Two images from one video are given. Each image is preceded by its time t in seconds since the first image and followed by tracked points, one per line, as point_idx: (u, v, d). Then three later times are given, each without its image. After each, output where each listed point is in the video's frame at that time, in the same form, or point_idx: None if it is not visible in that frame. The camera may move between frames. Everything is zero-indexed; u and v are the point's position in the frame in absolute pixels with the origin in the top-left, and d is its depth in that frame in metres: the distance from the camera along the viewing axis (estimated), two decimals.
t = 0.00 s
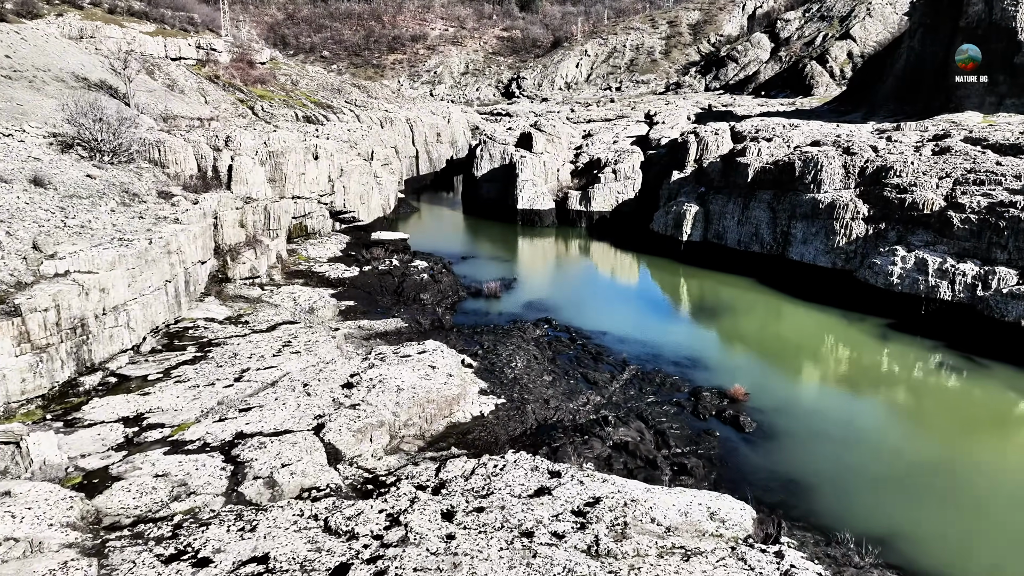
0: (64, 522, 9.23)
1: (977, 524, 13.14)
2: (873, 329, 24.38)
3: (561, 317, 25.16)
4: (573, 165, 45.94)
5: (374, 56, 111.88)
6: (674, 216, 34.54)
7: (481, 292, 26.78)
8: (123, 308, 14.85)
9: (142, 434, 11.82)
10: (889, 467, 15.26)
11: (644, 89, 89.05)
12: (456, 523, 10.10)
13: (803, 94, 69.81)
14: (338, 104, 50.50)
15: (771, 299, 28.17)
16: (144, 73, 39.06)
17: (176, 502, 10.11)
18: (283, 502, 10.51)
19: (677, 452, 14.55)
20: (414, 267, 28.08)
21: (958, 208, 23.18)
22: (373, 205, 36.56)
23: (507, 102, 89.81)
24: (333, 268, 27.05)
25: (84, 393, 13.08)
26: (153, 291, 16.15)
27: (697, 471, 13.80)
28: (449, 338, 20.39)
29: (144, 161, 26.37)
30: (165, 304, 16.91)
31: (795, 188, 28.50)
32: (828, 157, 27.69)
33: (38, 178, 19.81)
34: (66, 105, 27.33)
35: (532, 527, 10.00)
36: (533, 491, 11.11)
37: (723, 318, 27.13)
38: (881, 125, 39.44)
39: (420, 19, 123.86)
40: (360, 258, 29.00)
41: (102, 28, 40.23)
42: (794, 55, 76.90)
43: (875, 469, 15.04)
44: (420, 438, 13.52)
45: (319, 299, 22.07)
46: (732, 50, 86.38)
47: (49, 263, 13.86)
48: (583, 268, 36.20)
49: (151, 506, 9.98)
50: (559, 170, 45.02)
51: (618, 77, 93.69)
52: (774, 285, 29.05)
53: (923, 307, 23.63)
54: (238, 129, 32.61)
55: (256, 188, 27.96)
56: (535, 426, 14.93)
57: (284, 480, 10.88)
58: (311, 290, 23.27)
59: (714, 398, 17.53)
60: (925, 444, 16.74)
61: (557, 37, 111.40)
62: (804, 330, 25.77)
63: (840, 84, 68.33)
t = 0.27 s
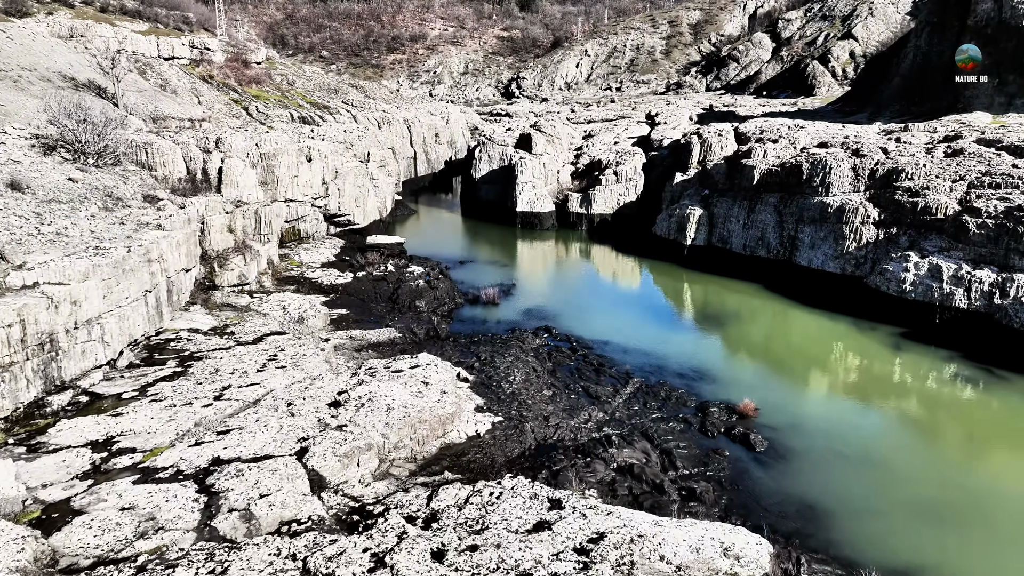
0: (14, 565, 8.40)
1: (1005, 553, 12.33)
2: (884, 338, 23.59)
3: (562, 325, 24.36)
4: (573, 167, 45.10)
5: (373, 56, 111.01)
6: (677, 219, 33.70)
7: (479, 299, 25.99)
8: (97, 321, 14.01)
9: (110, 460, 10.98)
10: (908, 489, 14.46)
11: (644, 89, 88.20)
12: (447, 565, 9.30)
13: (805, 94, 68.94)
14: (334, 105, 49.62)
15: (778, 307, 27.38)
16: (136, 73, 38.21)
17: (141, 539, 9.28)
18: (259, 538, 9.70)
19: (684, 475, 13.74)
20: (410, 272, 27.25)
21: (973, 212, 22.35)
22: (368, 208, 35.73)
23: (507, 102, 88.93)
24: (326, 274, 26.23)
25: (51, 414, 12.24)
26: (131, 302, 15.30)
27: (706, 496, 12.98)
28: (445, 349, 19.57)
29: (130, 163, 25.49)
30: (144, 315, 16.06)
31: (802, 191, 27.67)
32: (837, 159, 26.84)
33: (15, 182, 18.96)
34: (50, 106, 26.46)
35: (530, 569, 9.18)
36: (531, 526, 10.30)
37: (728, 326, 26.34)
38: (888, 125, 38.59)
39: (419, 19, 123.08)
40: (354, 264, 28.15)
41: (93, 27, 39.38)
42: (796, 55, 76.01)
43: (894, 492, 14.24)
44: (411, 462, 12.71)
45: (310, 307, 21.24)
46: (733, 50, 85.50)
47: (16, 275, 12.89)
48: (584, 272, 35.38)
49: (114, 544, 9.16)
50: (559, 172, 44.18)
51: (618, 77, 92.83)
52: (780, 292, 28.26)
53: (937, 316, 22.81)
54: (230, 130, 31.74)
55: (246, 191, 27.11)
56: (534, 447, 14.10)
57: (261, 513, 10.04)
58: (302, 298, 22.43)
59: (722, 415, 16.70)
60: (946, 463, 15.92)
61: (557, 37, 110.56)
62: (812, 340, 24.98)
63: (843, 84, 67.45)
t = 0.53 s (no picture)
0: None
1: None
2: (897, 346, 22.74)
3: (562, 333, 23.54)
4: (574, 168, 44.25)
5: (372, 56, 110.09)
6: (681, 222, 32.84)
7: (477, 305, 25.18)
8: (68, 336, 13.13)
9: (73, 491, 10.11)
10: (931, 511, 13.59)
11: (645, 89, 87.36)
12: None
13: (807, 95, 68.15)
14: (331, 105, 48.72)
15: (786, 312, 26.54)
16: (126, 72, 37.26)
17: None
18: None
19: (693, 501, 12.93)
20: (405, 278, 26.41)
21: (990, 217, 21.52)
22: (364, 211, 34.87)
23: (507, 102, 88.05)
24: (318, 280, 25.37)
25: (13, 438, 11.38)
26: (106, 314, 14.43)
27: (718, 524, 12.15)
28: (440, 360, 18.74)
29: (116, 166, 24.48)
30: (122, 327, 15.20)
31: (811, 194, 26.85)
32: (847, 161, 25.98)
33: None
34: (33, 106, 25.53)
35: None
36: (530, 567, 9.50)
37: (734, 332, 25.50)
38: (895, 126, 37.75)
39: (419, 19, 122.23)
40: (348, 269, 27.33)
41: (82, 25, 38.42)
42: (798, 55, 75.19)
43: (916, 515, 13.38)
44: (401, 488, 11.89)
45: (300, 316, 20.39)
46: (735, 50, 84.69)
47: None
48: (585, 276, 34.54)
49: None
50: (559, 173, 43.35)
51: (619, 77, 91.99)
52: (788, 298, 27.42)
53: (953, 324, 21.95)
54: (221, 131, 30.85)
55: (237, 195, 26.26)
56: (533, 470, 13.29)
57: (235, 552, 9.19)
58: (292, 306, 21.60)
59: (731, 432, 15.88)
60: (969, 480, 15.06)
61: (557, 37, 109.72)
62: (821, 347, 24.13)
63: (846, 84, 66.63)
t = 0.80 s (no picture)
0: None
1: None
2: (910, 356, 21.94)
3: (563, 341, 22.73)
4: (574, 170, 43.41)
5: (371, 56, 109.20)
6: (685, 226, 32.00)
7: (475, 313, 24.38)
8: (34, 353, 12.26)
9: (30, 528, 9.26)
10: (957, 537, 12.78)
11: (645, 89, 86.51)
12: None
13: (809, 95, 67.32)
14: (327, 105, 47.82)
15: (794, 320, 25.73)
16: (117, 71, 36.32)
17: None
18: None
19: (705, 530, 12.12)
20: (401, 285, 25.57)
21: (1009, 221, 20.69)
22: (360, 214, 34.00)
23: (506, 103, 87.18)
24: (310, 287, 24.53)
25: None
26: (78, 329, 13.56)
27: (731, 557, 11.32)
28: (435, 373, 17.91)
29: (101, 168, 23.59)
30: (97, 342, 14.33)
31: (819, 198, 26.02)
32: (857, 164, 25.13)
33: None
34: (15, 106, 24.59)
35: None
36: None
37: (739, 340, 24.68)
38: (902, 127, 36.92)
39: (418, 18, 121.34)
40: (342, 275, 26.48)
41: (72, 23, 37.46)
42: (800, 54, 74.41)
43: (941, 542, 12.56)
44: (390, 519, 11.05)
45: (290, 326, 19.54)
46: (736, 49, 83.88)
47: None
48: (586, 281, 33.72)
49: None
50: (560, 175, 42.53)
51: (619, 77, 91.14)
52: (795, 304, 26.61)
53: (969, 333, 21.12)
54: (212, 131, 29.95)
55: (227, 198, 25.40)
56: (532, 496, 12.45)
57: None
58: (282, 315, 20.75)
59: (743, 452, 15.06)
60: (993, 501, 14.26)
61: (558, 37, 108.86)
62: (830, 356, 23.31)
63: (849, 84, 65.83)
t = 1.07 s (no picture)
0: None
1: None
2: (925, 370, 21.18)
3: (565, 353, 21.94)
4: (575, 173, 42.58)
5: (371, 58, 108.43)
6: (689, 231, 31.11)
7: (473, 322, 23.58)
8: None
9: None
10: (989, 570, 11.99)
11: (646, 91, 85.74)
12: None
13: (811, 97, 66.47)
14: (324, 107, 46.97)
15: (803, 330, 24.96)
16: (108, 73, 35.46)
17: None
18: None
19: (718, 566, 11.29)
20: (396, 293, 24.74)
21: None
22: (355, 219, 33.18)
23: (506, 105, 86.36)
24: (302, 296, 23.69)
25: None
26: (46, 346, 12.71)
27: None
28: (430, 388, 17.06)
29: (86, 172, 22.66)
30: (68, 359, 13.47)
31: (829, 203, 25.19)
32: (868, 168, 24.28)
33: None
34: None
35: None
36: None
37: (746, 350, 23.92)
38: (910, 129, 36.07)
39: (418, 20, 120.59)
40: (335, 283, 25.63)
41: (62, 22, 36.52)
42: (802, 56, 73.61)
43: None
44: (377, 557, 10.21)
45: (279, 339, 18.70)
46: (737, 51, 83.01)
47: None
48: (587, 287, 32.93)
49: None
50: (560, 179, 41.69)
51: (620, 79, 90.34)
52: (804, 314, 25.84)
53: (989, 347, 20.34)
54: (203, 134, 29.07)
55: (217, 204, 24.55)
56: (532, 528, 11.64)
57: None
58: (271, 327, 19.91)
59: (755, 476, 14.26)
60: None
61: (558, 38, 108.07)
62: (840, 368, 22.55)
63: (852, 86, 64.99)
